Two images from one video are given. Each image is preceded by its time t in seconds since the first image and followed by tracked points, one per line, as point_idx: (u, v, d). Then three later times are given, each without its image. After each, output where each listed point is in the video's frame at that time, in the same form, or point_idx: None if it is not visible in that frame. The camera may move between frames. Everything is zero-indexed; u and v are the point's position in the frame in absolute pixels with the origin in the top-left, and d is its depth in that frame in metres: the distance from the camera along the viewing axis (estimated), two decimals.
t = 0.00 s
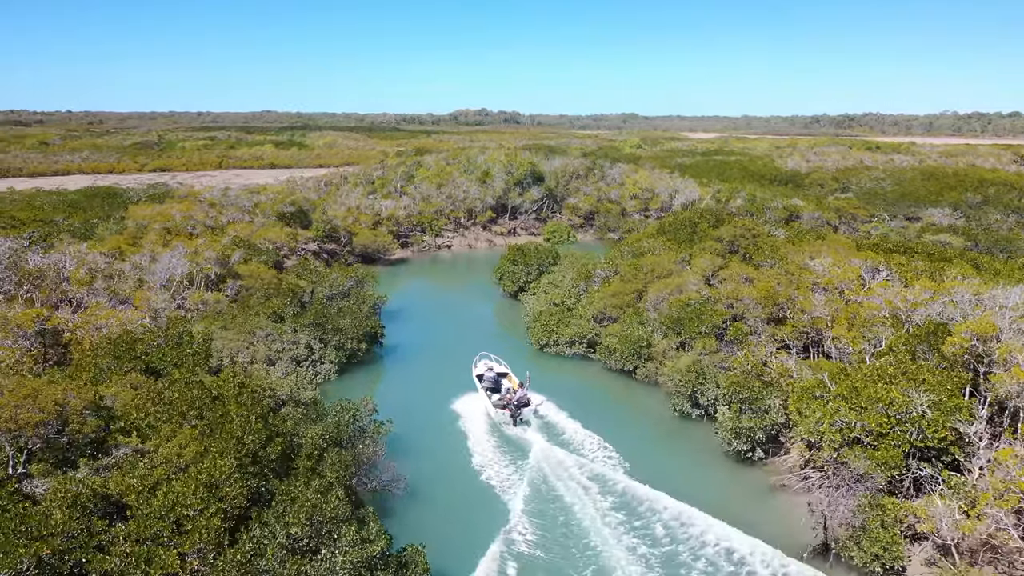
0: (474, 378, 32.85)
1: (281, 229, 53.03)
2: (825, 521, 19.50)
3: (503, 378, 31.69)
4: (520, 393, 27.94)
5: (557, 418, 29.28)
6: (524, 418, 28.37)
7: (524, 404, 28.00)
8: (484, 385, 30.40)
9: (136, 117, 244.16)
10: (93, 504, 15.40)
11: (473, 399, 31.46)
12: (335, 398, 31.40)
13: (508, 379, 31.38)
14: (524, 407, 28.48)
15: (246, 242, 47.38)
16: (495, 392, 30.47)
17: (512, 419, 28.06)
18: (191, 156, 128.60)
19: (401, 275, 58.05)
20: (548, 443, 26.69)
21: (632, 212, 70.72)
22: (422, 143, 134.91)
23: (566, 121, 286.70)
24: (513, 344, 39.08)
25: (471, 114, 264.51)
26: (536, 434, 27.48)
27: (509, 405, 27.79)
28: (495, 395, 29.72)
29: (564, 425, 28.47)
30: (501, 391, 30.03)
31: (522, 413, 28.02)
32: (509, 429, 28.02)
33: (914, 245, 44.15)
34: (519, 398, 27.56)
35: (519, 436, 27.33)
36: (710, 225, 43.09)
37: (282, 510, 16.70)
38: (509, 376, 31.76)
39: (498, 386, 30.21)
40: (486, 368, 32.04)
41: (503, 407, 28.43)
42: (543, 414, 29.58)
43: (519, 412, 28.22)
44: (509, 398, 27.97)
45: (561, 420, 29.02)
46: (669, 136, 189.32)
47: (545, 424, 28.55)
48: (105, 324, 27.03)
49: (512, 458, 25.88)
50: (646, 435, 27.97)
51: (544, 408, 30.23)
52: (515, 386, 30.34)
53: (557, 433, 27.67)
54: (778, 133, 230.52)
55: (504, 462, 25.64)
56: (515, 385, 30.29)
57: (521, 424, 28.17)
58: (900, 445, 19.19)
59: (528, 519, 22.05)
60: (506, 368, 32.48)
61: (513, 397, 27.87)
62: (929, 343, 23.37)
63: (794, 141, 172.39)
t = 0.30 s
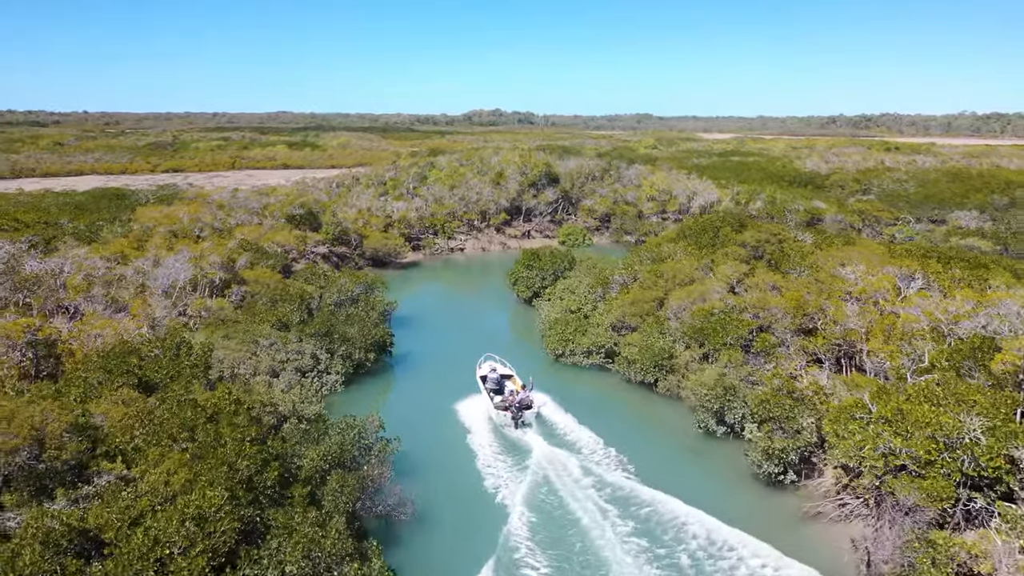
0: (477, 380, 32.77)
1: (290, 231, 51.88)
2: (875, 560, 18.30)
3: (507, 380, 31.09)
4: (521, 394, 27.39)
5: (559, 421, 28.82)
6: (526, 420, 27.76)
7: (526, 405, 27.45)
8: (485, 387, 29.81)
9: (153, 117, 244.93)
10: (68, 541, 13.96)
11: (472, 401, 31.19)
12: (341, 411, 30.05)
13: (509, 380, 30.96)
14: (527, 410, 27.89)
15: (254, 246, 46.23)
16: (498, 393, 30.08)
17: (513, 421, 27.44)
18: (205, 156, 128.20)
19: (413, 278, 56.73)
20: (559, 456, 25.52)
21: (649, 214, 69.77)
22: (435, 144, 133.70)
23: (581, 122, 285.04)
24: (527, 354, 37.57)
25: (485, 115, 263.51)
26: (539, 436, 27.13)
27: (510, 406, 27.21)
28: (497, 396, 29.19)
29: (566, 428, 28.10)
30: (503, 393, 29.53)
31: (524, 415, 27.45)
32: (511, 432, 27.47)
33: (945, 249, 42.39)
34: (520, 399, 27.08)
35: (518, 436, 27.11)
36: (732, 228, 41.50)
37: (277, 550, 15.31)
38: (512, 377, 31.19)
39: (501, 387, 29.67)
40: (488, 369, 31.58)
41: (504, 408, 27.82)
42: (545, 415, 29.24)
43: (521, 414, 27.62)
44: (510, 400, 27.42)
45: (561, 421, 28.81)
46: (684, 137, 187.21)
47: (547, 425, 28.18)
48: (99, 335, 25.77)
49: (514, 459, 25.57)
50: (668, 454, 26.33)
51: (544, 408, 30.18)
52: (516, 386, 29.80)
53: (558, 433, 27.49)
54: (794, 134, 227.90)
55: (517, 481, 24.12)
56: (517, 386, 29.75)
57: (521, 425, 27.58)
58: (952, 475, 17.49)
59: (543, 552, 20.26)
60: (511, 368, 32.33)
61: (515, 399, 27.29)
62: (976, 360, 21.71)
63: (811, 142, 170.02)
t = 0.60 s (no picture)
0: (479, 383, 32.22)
1: (295, 234, 50.63)
2: None
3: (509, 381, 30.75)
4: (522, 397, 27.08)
5: (558, 420, 28.65)
6: (526, 422, 27.52)
7: (527, 408, 27.17)
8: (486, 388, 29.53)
9: (164, 118, 244.73)
10: None
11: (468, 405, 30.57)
12: (344, 425, 28.58)
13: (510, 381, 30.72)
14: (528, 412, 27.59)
15: (257, 249, 44.94)
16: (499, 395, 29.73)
17: (513, 423, 27.18)
18: (213, 156, 127.31)
19: (422, 281, 55.36)
20: (574, 476, 24.02)
21: (664, 215, 68.16)
22: (444, 144, 132.28)
23: (592, 122, 283.18)
24: (539, 363, 36.09)
25: (496, 115, 262.03)
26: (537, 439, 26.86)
27: (510, 409, 26.91)
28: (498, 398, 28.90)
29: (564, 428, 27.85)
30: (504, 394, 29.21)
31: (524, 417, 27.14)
32: (511, 435, 27.20)
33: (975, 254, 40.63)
34: (519, 402, 26.78)
35: (516, 439, 26.86)
36: (753, 232, 39.90)
37: None
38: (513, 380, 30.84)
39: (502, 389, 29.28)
40: (490, 369, 31.25)
41: (504, 411, 27.53)
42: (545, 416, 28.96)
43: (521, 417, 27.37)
44: (511, 402, 27.13)
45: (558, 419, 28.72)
46: (696, 137, 185.12)
47: (546, 427, 27.92)
48: (88, 346, 24.45)
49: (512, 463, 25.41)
50: (690, 476, 24.71)
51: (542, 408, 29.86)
52: (518, 386, 29.48)
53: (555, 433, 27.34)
54: (807, 134, 225.36)
55: (529, 504, 22.61)
56: (519, 386, 29.46)
57: (522, 428, 27.32)
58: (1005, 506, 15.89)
59: None
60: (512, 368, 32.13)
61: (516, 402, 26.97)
62: None
63: (825, 142, 167.66)
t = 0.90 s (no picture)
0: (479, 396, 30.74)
1: (296, 235, 49.36)
2: None
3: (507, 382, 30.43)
4: (521, 397, 26.89)
5: (557, 420, 28.47)
6: (524, 423, 27.33)
7: (525, 408, 26.99)
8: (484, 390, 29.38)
9: (170, 117, 244.16)
10: None
11: (461, 413, 29.58)
12: (343, 440, 27.15)
13: (508, 381, 30.59)
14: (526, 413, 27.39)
15: (257, 251, 43.65)
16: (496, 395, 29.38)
17: (512, 425, 27.00)
18: (218, 156, 126.05)
19: (427, 284, 53.94)
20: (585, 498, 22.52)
21: (675, 216, 66.68)
22: (450, 144, 130.78)
23: (599, 121, 281.20)
24: (548, 371, 34.62)
25: (502, 115, 260.38)
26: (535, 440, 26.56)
27: (509, 410, 26.72)
28: (497, 399, 28.54)
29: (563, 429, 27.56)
30: (503, 395, 28.82)
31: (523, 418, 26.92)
32: (509, 436, 26.95)
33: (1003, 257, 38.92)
34: (520, 402, 26.54)
35: (513, 440, 26.62)
36: (770, 235, 38.39)
37: None
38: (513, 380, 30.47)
39: (501, 389, 28.91)
40: (488, 369, 31.07)
41: (503, 412, 27.33)
42: (543, 416, 28.75)
43: (519, 417, 27.19)
44: (510, 402, 26.89)
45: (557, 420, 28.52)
46: (703, 136, 183.10)
47: (545, 428, 27.70)
48: (69, 358, 23.08)
49: (512, 464, 25.00)
50: (709, 499, 23.05)
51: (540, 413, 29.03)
52: (517, 386, 29.28)
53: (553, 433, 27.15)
54: (816, 133, 223.04)
55: (538, 528, 21.10)
56: (518, 386, 29.28)
57: (521, 429, 27.13)
58: None
59: None
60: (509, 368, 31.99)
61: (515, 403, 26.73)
62: None
63: (835, 141, 165.50)
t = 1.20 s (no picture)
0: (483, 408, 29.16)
1: (297, 237, 47.98)
2: None
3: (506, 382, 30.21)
4: (519, 398, 26.61)
5: (558, 423, 27.90)
6: (524, 424, 26.92)
7: (523, 410, 26.69)
8: (482, 389, 29.11)
9: (176, 115, 243.43)
10: None
11: (457, 427, 28.09)
12: (340, 457, 25.66)
13: (506, 381, 30.42)
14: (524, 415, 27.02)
15: (255, 255, 42.25)
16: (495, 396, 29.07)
17: (510, 427, 26.58)
18: (221, 155, 124.72)
19: (431, 287, 52.50)
20: (597, 524, 21.01)
21: (686, 217, 65.77)
22: (456, 143, 129.37)
23: (605, 120, 279.28)
24: (557, 383, 32.99)
25: (509, 113, 258.76)
26: (535, 442, 26.30)
27: (507, 411, 26.43)
28: (496, 401, 28.11)
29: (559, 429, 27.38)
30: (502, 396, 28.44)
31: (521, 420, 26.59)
32: (506, 438, 26.62)
33: None
34: (518, 403, 26.25)
35: (511, 442, 26.30)
36: (788, 239, 36.87)
37: None
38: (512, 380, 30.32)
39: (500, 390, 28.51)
40: (486, 370, 30.94)
41: (501, 414, 27.03)
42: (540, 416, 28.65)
43: (518, 419, 26.80)
44: (508, 404, 26.64)
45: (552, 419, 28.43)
46: (711, 135, 181.05)
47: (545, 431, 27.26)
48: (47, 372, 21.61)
49: (518, 479, 23.85)
50: (731, 524, 21.44)
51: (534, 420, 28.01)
52: (516, 387, 29.04)
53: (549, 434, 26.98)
54: (825, 131, 220.71)
55: (547, 557, 19.59)
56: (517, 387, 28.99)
57: (519, 430, 26.71)
58: None
59: None
60: (507, 369, 31.90)
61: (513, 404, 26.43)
62: None
63: (844, 140, 163.40)
